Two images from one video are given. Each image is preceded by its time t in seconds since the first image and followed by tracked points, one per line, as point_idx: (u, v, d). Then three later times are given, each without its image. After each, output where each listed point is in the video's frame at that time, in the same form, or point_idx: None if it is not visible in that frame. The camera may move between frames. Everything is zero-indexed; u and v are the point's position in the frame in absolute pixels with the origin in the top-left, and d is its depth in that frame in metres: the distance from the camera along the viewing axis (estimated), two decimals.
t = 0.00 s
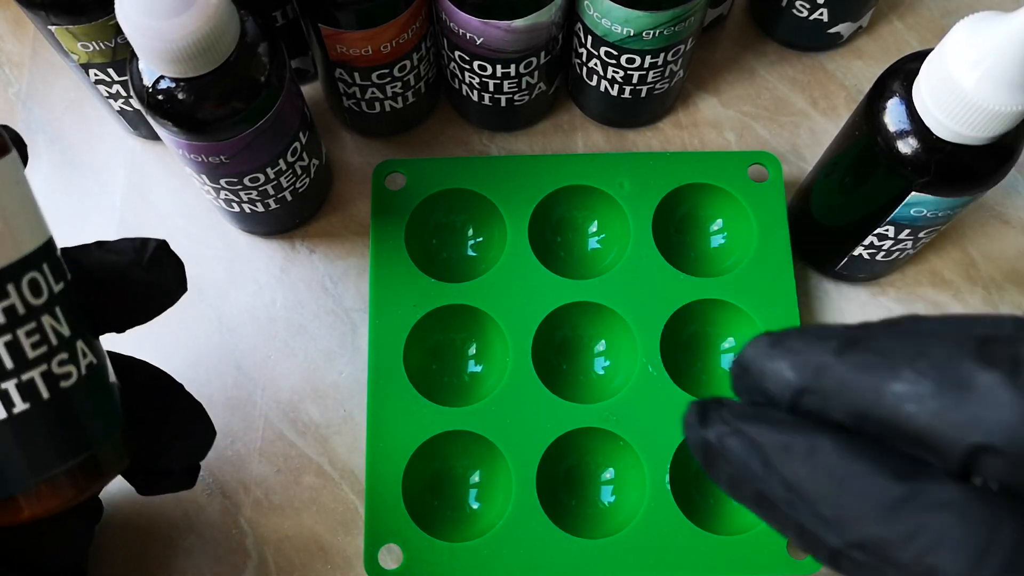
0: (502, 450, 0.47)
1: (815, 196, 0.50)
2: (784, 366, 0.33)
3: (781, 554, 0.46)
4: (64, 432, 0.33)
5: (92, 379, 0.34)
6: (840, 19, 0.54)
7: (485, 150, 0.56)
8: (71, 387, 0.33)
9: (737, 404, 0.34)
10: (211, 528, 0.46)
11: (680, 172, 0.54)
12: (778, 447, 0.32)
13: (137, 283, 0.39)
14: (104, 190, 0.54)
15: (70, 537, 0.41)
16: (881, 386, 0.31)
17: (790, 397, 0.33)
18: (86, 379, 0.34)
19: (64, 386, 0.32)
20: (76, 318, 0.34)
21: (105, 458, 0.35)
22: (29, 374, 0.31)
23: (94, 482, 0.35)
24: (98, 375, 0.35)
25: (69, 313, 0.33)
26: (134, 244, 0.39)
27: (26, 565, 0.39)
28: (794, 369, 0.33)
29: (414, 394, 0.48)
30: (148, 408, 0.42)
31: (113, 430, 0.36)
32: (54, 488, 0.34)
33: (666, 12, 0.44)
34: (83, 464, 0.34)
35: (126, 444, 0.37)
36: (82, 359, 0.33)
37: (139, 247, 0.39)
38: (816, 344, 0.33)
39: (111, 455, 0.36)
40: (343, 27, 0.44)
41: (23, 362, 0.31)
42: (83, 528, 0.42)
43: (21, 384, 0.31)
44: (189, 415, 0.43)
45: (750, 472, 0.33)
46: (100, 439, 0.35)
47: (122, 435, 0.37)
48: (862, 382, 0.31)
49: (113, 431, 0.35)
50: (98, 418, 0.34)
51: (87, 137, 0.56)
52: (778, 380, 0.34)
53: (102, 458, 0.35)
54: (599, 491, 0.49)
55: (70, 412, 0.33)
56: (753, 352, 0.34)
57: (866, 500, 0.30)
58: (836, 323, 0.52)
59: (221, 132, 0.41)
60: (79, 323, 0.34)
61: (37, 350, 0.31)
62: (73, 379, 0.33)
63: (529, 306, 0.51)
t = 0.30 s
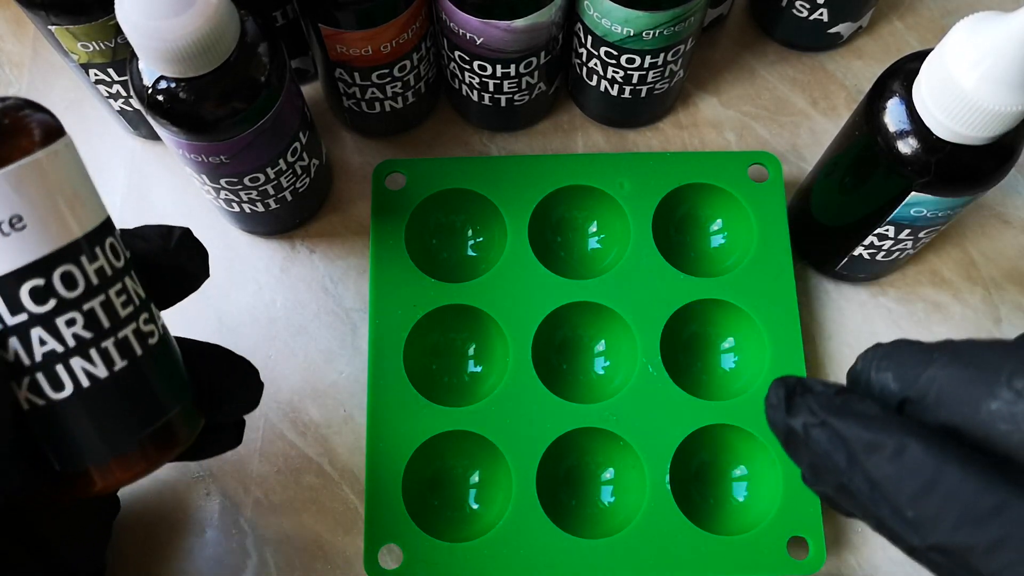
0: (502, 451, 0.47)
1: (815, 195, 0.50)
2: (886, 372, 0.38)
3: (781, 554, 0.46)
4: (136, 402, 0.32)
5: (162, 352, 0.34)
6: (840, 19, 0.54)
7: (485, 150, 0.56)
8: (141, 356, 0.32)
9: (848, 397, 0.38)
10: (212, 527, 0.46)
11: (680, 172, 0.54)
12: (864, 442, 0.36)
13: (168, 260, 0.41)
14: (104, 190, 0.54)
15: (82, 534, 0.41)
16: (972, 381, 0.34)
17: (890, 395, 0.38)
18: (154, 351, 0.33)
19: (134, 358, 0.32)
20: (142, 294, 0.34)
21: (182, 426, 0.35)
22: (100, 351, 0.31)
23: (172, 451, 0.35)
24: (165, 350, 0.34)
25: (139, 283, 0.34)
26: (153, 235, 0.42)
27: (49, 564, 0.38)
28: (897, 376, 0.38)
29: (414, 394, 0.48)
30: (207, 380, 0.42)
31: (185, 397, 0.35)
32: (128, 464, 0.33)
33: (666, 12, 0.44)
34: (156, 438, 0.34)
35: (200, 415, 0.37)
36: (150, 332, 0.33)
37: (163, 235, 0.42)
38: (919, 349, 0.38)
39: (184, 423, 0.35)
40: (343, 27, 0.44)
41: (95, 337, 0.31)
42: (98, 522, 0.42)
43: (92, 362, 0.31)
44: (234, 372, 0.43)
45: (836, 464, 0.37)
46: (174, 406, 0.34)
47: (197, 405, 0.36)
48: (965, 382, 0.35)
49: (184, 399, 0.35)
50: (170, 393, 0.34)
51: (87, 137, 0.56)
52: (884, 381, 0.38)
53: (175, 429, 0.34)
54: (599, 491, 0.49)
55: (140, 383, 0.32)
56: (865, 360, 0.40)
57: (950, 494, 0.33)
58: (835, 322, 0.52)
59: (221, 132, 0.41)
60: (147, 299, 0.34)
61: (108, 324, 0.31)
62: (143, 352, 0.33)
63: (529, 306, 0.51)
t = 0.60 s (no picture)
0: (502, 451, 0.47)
1: (814, 195, 0.50)
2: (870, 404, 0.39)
3: (781, 554, 0.46)
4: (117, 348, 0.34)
5: (141, 293, 0.36)
6: (840, 19, 0.54)
7: (486, 151, 0.56)
8: (125, 298, 0.35)
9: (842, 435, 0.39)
10: (212, 527, 0.46)
11: (680, 172, 0.54)
12: (835, 479, 0.37)
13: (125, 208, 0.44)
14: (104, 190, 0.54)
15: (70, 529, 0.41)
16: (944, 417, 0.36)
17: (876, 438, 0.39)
18: (134, 293, 0.35)
19: (117, 301, 0.34)
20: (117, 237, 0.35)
21: (164, 372, 0.37)
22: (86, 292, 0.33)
23: (157, 395, 0.37)
24: (143, 292, 0.36)
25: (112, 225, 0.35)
26: (108, 185, 0.45)
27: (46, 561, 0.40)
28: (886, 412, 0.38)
29: (414, 394, 0.48)
30: (181, 315, 0.44)
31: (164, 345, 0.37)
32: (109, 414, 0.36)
33: (666, 12, 0.44)
34: (139, 382, 0.36)
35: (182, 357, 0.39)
36: (130, 273, 0.35)
37: (115, 185, 0.45)
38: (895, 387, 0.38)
39: (165, 370, 0.37)
40: (343, 27, 0.44)
41: (81, 279, 0.33)
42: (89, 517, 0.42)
43: (79, 304, 0.33)
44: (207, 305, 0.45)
45: (807, 497, 0.39)
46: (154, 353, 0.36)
47: (176, 349, 0.39)
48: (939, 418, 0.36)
49: (163, 346, 0.37)
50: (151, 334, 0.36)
51: (87, 137, 0.56)
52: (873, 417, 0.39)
53: (154, 377, 0.37)
54: (600, 491, 0.49)
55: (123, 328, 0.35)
56: (853, 393, 0.41)
57: (915, 527, 0.34)
58: (835, 322, 0.52)
59: (222, 132, 0.41)
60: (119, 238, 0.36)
61: (94, 264, 0.33)
62: (125, 292, 0.35)
63: (529, 306, 0.51)
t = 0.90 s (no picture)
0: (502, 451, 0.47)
1: (814, 195, 0.50)
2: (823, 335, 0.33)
3: (781, 553, 0.46)
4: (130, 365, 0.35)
5: (147, 313, 0.36)
6: (840, 19, 0.54)
7: (485, 150, 0.56)
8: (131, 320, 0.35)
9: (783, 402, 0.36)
10: (212, 527, 0.46)
11: (680, 172, 0.54)
12: (776, 457, 0.35)
13: (147, 214, 0.43)
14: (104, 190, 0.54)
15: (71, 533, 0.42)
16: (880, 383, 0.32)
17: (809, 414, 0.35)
18: (138, 314, 0.35)
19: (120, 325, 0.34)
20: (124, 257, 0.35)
21: (171, 382, 0.38)
22: (89, 318, 0.33)
23: (165, 405, 0.39)
24: (149, 312, 0.36)
25: (120, 246, 0.35)
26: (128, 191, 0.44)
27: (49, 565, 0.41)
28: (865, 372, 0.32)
29: (414, 394, 0.48)
30: (191, 314, 0.43)
31: (175, 352, 0.38)
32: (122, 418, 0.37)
33: (666, 13, 0.44)
34: (149, 397, 0.37)
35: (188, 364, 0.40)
36: (135, 296, 0.35)
37: (136, 193, 0.44)
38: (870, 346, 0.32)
39: (176, 380, 0.39)
40: (343, 27, 0.44)
41: (82, 307, 0.33)
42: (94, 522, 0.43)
43: (81, 329, 0.33)
44: (221, 301, 0.44)
45: (747, 471, 0.36)
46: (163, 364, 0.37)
47: (186, 358, 0.40)
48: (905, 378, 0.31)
49: (174, 357, 0.38)
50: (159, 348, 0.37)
51: (87, 137, 0.56)
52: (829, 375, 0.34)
53: (165, 387, 0.38)
54: (599, 491, 0.49)
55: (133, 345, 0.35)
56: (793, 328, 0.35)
57: (856, 507, 0.33)
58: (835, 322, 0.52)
59: (222, 132, 0.41)
60: (128, 256, 0.36)
61: (96, 292, 0.33)
62: (127, 317, 0.35)
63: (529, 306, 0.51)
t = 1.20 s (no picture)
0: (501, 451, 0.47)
1: (815, 195, 0.50)
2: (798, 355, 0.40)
3: (780, 554, 0.46)
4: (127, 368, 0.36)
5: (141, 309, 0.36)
6: (840, 19, 0.54)
7: (485, 150, 0.56)
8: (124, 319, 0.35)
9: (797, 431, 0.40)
10: (212, 527, 0.46)
11: (680, 172, 0.54)
12: (778, 471, 0.39)
13: (131, 220, 0.43)
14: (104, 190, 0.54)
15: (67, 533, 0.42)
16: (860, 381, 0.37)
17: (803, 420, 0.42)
18: (133, 311, 0.36)
19: (114, 324, 0.35)
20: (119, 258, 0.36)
21: (172, 381, 0.39)
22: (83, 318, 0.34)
23: (167, 401, 0.39)
24: (143, 310, 0.37)
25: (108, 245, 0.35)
26: (110, 199, 0.44)
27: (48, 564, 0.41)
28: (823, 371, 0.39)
29: (414, 394, 0.48)
30: (179, 307, 0.43)
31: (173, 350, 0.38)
32: (127, 420, 0.37)
33: (666, 13, 0.44)
34: (157, 391, 0.38)
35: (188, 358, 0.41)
36: (127, 293, 0.36)
37: (120, 198, 0.44)
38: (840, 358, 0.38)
39: (176, 376, 0.39)
40: (343, 27, 0.44)
41: (76, 306, 0.33)
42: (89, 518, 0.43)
43: (74, 330, 0.34)
44: (206, 295, 0.44)
45: (753, 488, 0.40)
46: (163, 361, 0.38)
47: (184, 355, 0.40)
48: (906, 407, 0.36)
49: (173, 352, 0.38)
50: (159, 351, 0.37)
51: (87, 137, 0.56)
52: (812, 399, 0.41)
53: (165, 386, 0.38)
54: (599, 491, 0.49)
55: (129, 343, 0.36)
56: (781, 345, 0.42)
57: (846, 517, 0.37)
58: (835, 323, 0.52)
59: (222, 132, 0.41)
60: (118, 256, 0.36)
61: (90, 289, 0.34)
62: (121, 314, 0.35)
63: (529, 306, 0.51)
